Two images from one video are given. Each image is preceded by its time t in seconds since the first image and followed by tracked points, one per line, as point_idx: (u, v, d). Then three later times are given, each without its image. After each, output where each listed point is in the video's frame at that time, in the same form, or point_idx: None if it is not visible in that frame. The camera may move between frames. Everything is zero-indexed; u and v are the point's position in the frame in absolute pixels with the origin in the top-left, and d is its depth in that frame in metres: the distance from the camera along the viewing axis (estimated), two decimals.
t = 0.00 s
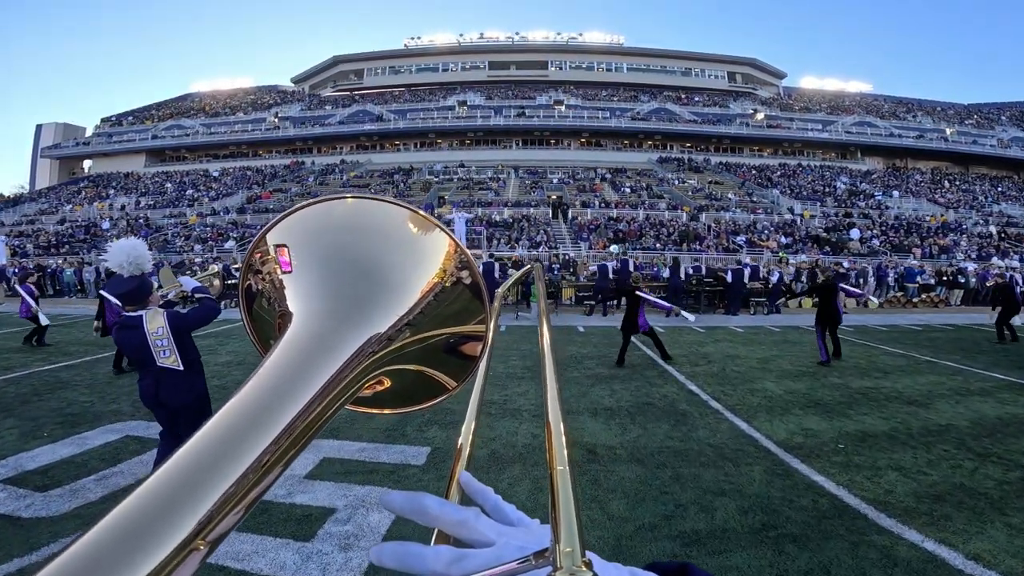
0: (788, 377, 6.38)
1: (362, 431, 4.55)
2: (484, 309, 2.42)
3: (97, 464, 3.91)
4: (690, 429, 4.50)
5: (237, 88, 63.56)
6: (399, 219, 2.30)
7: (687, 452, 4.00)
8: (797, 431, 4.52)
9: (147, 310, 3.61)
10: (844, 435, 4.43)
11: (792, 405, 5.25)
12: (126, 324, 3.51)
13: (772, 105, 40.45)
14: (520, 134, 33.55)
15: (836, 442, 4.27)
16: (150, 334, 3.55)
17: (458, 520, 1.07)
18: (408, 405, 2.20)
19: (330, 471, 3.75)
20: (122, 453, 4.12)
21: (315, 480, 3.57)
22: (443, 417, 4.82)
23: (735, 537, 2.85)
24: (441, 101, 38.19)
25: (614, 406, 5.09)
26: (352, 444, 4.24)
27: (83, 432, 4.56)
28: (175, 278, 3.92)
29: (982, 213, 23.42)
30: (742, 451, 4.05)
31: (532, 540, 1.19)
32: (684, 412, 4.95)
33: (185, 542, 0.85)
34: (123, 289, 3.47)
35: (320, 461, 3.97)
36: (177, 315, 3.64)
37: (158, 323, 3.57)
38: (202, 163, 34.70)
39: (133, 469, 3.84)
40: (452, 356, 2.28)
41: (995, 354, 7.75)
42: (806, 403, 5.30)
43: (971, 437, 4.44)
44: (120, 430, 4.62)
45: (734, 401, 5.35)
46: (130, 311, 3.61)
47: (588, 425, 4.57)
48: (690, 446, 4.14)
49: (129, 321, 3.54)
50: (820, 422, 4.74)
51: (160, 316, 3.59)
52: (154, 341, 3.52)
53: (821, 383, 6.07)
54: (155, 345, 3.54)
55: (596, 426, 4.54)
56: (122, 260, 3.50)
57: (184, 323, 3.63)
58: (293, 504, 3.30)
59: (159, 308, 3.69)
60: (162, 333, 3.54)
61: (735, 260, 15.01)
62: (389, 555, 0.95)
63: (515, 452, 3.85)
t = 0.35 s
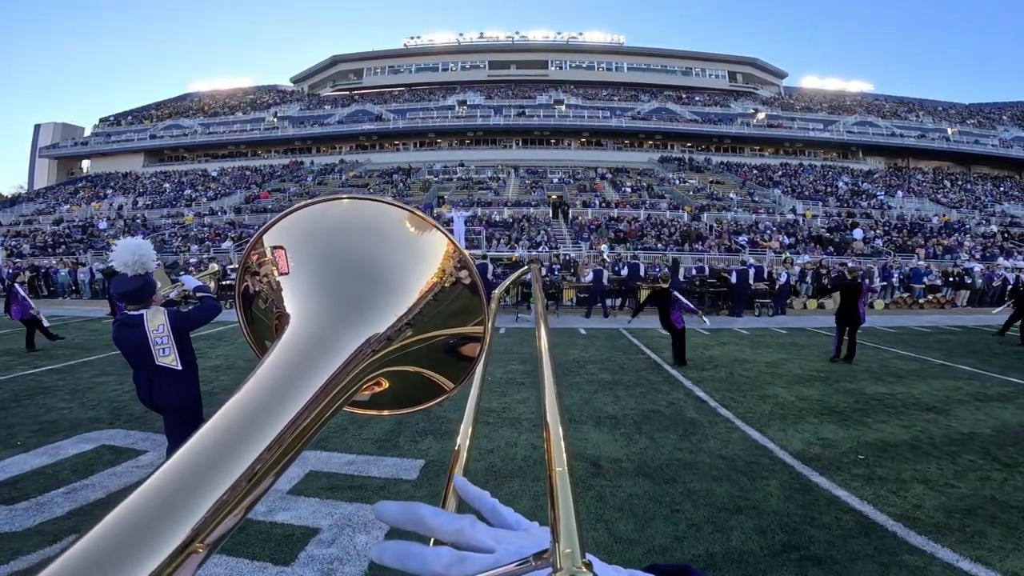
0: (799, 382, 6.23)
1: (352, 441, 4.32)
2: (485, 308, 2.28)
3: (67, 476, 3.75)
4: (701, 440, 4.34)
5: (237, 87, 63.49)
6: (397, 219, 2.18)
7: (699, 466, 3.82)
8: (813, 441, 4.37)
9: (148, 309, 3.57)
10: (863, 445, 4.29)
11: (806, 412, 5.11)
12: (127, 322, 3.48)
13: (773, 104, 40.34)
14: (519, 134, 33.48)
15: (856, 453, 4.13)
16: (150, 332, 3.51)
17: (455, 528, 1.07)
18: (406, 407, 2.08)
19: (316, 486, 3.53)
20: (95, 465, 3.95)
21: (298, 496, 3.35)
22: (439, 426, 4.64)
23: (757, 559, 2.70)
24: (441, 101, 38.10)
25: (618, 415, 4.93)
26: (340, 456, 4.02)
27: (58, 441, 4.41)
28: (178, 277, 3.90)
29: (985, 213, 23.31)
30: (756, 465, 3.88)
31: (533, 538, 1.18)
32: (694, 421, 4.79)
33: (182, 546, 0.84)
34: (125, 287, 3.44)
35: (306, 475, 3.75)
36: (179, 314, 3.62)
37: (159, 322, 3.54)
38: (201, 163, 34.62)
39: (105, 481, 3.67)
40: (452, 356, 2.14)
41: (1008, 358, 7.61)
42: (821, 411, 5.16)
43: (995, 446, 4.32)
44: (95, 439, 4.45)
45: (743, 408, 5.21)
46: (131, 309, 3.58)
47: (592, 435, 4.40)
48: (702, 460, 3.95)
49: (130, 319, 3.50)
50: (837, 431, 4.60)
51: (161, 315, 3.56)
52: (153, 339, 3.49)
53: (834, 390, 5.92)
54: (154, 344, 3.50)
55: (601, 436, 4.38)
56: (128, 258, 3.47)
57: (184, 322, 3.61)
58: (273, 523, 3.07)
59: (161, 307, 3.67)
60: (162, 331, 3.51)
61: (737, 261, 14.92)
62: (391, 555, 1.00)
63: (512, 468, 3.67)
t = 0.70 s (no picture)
0: (814, 388, 6.07)
1: (342, 452, 4.09)
2: (500, 292, 2.21)
3: (36, 488, 3.58)
4: (717, 450, 4.15)
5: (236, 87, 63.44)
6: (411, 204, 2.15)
7: (717, 480, 3.62)
8: (836, 451, 4.20)
9: (154, 309, 3.50)
10: (889, 455, 4.13)
11: (825, 420, 4.95)
12: (132, 322, 3.40)
13: (774, 104, 40.24)
14: (519, 133, 33.40)
15: (884, 464, 3.96)
16: (155, 332, 3.44)
17: (457, 523, 1.10)
18: (418, 394, 2.11)
19: (303, 502, 3.31)
20: (65, 476, 3.76)
21: (282, 515, 3.14)
22: (435, 436, 4.42)
23: None
24: (441, 101, 38.00)
25: (627, 423, 4.74)
26: (331, 469, 3.79)
27: (30, 451, 4.23)
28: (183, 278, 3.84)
29: (989, 214, 23.22)
30: (778, 478, 3.68)
31: (542, 537, 1.20)
32: (708, 430, 4.61)
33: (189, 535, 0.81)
34: (130, 288, 3.36)
35: (293, 490, 3.53)
36: (185, 314, 3.55)
37: (164, 322, 3.47)
38: (199, 162, 34.47)
39: (74, 495, 3.48)
40: (466, 345, 2.13)
41: None
42: (841, 418, 5.00)
43: None
44: (68, 449, 4.27)
45: (756, 416, 5.06)
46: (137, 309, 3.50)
47: (601, 446, 4.20)
48: (721, 472, 3.75)
49: (134, 320, 3.43)
50: (861, 440, 4.43)
51: (166, 316, 3.49)
52: (159, 339, 3.42)
53: (851, 396, 5.76)
54: (159, 344, 3.43)
55: (610, 447, 4.18)
56: (130, 259, 3.38)
57: (190, 322, 3.53)
58: (254, 545, 2.87)
59: (166, 307, 3.59)
60: (167, 331, 3.43)
61: (740, 261, 14.80)
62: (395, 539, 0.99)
63: (515, 485, 3.48)
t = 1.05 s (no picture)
0: (830, 395, 5.93)
1: (333, 467, 3.89)
2: (489, 303, 2.19)
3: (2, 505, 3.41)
4: (734, 465, 3.99)
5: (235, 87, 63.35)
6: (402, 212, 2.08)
7: (738, 498, 3.44)
8: (861, 464, 4.05)
9: (155, 308, 3.41)
10: (918, 467, 3.99)
11: (845, 430, 4.82)
12: (133, 321, 3.30)
13: (775, 105, 40.19)
14: (519, 134, 33.35)
15: (913, 478, 3.81)
16: (156, 332, 3.33)
17: (457, 523, 0.99)
18: (413, 400, 2.07)
19: (286, 524, 3.11)
20: (33, 491, 3.60)
21: (265, 539, 2.93)
22: (432, 449, 4.24)
23: None
24: (441, 101, 37.93)
25: (636, 435, 4.58)
26: (321, 486, 3.59)
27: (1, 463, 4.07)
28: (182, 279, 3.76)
29: (993, 214, 23.13)
30: (802, 495, 3.52)
31: (538, 534, 1.10)
32: (722, 442, 4.46)
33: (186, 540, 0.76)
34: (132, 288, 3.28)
35: (277, 510, 3.33)
36: (186, 313, 3.45)
37: (165, 321, 3.37)
38: (198, 162, 34.38)
39: (41, 511, 3.33)
40: (458, 350, 2.09)
41: None
42: (862, 428, 4.86)
43: None
44: (42, 461, 4.12)
45: (771, 427, 4.91)
46: (138, 309, 3.41)
47: (609, 460, 4.04)
48: (740, 489, 3.58)
49: (135, 319, 3.33)
50: (885, 452, 4.29)
51: (167, 315, 3.40)
52: (160, 338, 3.31)
53: (869, 403, 5.62)
54: (161, 342, 3.31)
55: (618, 461, 4.02)
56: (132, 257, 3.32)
57: (192, 320, 3.42)
58: (231, 572, 2.67)
59: (168, 306, 3.50)
60: (169, 330, 3.32)
61: (742, 262, 14.70)
62: (392, 547, 0.86)
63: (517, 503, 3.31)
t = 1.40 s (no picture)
0: (843, 401, 5.80)
1: (318, 481, 3.76)
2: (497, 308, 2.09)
3: None
4: (746, 478, 3.87)
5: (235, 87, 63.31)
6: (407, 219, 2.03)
7: (751, 515, 3.31)
8: (882, 476, 3.92)
9: (166, 311, 3.47)
10: (942, 479, 3.86)
11: (862, 439, 4.69)
12: (144, 323, 3.36)
13: (777, 104, 40.08)
14: (520, 134, 33.27)
15: (938, 490, 3.69)
16: (166, 334, 3.38)
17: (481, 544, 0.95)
18: (417, 406, 1.90)
19: (264, 543, 2.99)
20: None
21: (240, 561, 2.80)
22: (426, 461, 4.10)
23: None
24: (441, 100, 37.85)
25: (641, 446, 4.46)
26: (304, 501, 3.46)
27: None
28: (191, 281, 3.85)
29: (997, 214, 23.03)
30: (821, 510, 3.40)
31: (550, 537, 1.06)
32: (732, 452, 4.35)
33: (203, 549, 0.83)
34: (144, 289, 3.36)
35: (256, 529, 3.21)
36: (196, 316, 3.51)
37: (176, 323, 3.42)
38: (196, 163, 34.30)
39: (4, 525, 3.22)
40: (465, 354, 1.96)
41: None
42: (879, 436, 4.74)
43: None
44: (12, 471, 4.00)
45: (782, 435, 4.79)
46: (149, 312, 3.48)
47: (614, 474, 3.91)
48: (754, 504, 3.45)
49: (146, 321, 3.38)
50: (906, 463, 4.16)
51: (177, 317, 3.45)
52: (170, 340, 3.35)
53: (885, 410, 5.50)
54: (170, 344, 3.35)
55: (623, 474, 3.90)
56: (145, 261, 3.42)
57: (202, 323, 3.49)
58: None
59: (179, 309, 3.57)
60: (179, 332, 3.38)
61: (745, 262, 14.59)
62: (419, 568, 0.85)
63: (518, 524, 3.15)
